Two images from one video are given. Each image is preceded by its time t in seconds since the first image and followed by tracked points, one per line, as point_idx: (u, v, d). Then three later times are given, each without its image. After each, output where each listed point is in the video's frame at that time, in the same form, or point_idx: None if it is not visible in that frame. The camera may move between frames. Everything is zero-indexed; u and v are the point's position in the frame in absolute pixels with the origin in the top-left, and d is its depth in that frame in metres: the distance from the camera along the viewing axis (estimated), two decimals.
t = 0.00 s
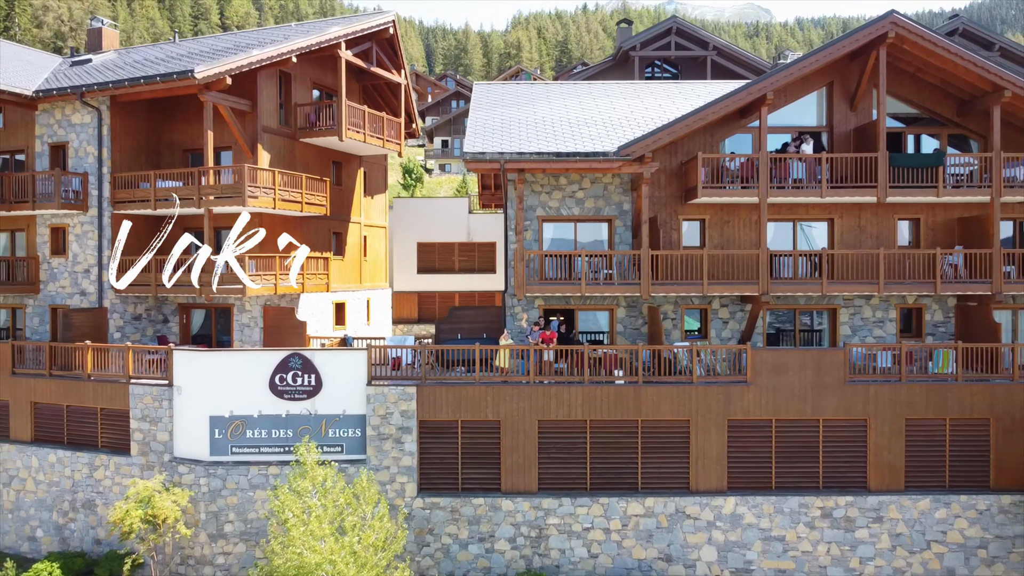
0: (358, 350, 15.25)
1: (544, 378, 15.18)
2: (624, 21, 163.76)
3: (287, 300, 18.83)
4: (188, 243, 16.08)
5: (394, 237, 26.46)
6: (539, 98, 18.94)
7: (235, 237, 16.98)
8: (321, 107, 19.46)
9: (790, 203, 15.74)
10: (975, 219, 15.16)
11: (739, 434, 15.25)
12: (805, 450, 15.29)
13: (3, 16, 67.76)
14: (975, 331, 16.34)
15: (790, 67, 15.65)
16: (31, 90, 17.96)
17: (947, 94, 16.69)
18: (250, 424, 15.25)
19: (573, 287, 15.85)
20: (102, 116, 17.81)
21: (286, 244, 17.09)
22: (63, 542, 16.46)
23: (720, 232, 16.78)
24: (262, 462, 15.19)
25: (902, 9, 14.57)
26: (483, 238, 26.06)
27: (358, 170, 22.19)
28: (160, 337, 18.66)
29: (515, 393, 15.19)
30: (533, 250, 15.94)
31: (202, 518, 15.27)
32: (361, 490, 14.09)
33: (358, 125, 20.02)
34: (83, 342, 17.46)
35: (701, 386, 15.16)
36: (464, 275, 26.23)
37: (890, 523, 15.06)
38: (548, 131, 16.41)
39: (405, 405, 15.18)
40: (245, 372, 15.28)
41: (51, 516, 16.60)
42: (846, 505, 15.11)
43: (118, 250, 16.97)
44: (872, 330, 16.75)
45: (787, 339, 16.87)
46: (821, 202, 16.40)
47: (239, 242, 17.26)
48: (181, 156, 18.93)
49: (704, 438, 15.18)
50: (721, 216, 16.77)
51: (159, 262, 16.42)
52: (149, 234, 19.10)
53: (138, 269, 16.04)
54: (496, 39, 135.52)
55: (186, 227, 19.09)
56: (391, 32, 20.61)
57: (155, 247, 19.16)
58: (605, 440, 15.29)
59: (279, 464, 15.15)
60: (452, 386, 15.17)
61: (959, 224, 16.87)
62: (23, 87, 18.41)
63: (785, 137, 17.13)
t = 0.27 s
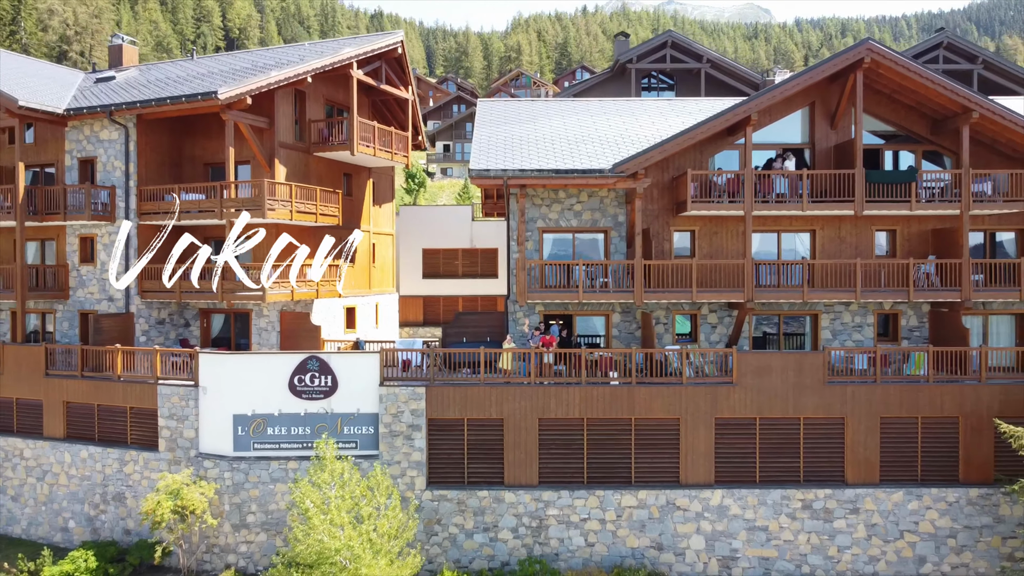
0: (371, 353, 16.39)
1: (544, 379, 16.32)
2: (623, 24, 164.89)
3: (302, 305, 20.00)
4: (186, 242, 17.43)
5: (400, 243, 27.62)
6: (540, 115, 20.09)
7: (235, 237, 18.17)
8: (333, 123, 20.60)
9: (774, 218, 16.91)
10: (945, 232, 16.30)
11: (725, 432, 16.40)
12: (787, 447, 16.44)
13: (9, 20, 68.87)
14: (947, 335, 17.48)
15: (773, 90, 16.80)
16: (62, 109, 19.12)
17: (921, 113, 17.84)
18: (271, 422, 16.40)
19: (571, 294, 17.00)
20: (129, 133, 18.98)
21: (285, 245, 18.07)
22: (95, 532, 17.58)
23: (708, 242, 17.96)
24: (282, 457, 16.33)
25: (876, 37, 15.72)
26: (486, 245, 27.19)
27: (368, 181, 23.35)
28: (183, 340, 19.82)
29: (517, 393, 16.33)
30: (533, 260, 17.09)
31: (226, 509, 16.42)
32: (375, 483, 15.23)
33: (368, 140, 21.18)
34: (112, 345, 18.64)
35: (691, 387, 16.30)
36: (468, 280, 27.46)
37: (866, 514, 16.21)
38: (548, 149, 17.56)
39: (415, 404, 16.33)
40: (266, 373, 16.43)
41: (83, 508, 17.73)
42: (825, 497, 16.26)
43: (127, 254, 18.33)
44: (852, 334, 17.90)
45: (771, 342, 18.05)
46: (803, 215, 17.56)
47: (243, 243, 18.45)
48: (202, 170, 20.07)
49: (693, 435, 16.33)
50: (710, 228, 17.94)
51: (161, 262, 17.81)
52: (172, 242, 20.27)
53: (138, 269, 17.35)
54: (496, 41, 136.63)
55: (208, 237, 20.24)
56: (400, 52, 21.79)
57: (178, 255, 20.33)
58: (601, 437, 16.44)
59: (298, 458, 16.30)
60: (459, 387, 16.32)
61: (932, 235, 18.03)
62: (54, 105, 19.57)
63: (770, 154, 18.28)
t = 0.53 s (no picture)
0: (382, 355, 17.58)
1: (544, 380, 17.50)
2: (622, 26, 166.08)
3: (316, 310, 21.21)
4: (187, 241, 19.30)
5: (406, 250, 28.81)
6: (540, 131, 21.26)
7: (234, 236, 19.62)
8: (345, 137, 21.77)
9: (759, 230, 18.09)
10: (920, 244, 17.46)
11: (713, 429, 17.58)
12: (771, 442, 17.62)
13: (17, 25, 70.08)
14: (922, 338, 18.65)
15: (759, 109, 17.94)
16: (91, 125, 20.31)
17: (898, 130, 19.01)
18: (289, 419, 17.58)
19: (570, 300, 18.19)
20: (154, 148, 20.17)
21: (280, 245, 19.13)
22: (123, 523, 18.72)
23: (698, 252, 19.16)
24: (300, 452, 17.51)
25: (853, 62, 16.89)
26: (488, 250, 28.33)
27: (377, 191, 24.56)
28: (203, 343, 21.00)
29: (519, 394, 17.49)
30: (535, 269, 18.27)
31: (248, 501, 17.60)
32: (388, 475, 16.40)
33: (378, 154, 22.39)
34: (138, 347, 19.82)
35: (681, 387, 17.48)
36: (471, 284, 28.73)
37: (845, 506, 17.39)
38: (548, 165, 18.77)
39: (424, 403, 17.51)
40: (285, 374, 17.61)
41: (111, 500, 18.87)
42: (807, 490, 17.44)
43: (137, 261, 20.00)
44: (833, 338, 19.07)
45: (757, 344, 19.23)
46: (787, 226, 18.74)
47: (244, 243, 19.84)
48: (222, 182, 21.26)
49: (683, 433, 17.48)
50: (700, 238, 19.14)
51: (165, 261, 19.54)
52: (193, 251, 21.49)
53: (135, 270, 18.98)
54: (496, 44, 137.80)
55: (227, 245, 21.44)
56: (408, 69, 23.01)
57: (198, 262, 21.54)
58: (598, 433, 17.62)
59: (315, 453, 17.47)
60: (465, 387, 17.49)
61: (909, 245, 19.24)
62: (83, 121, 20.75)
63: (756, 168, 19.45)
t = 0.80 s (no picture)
0: (392, 357, 18.77)
1: (544, 381, 18.69)
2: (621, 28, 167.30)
3: (328, 314, 22.42)
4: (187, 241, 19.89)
5: (412, 255, 29.85)
6: (541, 145, 22.47)
7: (235, 237, 20.24)
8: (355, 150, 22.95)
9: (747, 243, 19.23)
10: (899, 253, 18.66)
11: (702, 426, 18.78)
12: (757, 439, 18.81)
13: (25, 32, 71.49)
14: (899, 342, 19.87)
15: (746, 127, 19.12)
16: (116, 140, 21.52)
17: (877, 146, 20.22)
18: (306, 417, 18.76)
19: (568, 306, 19.40)
20: (177, 161, 21.37)
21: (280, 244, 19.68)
22: (148, 515, 19.91)
23: (689, 260, 20.38)
24: (316, 448, 18.70)
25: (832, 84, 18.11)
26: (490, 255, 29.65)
27: (385, 201, 25.79)
28: (221, 345, 22.21)
29: (521, 393, 18.68)
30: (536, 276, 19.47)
31: (267, 494, 18.80)
32: (399, 470, 17.60)
33: (387, 166, 23.60)
34: (162, 350, 21.03)
35: (672, 387, 18.67)
36: (474, 288, 29.90)
37: (826, 499, 18.59)
38: (547, 178, 19.99)
39: (432, 402, 18.70)
40: (302, 375, 18.81)
41: (137, 494, 20.07)
42: (790, 484, 18.64)
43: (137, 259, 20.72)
44: (816, 341, 20.27)
45: (745, 347, 20.45)
46: (773, 236, 19.93)
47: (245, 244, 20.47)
48: (239, 193, 22.45)
49: (674, 430, 18.67)
50: (690, 247, 20.35)
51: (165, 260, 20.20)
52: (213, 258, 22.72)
53: (135, 272, 19.78)
54: (496, 46, 139.03)
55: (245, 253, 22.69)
56: (415, 86, 24.22)
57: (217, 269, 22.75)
58: (594, 430, 18.82)
59: (330, 449, 18.67)
60: (471, 387, 18.68)
61: (888, 254, 20.49)
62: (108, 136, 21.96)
63: (744, 180, 20.64)
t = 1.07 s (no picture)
0: (401, 360, 19.98)
1: (545, 382, 19.90)
2: (621, 30, 168.40)
3: (339, 319, 23.65)
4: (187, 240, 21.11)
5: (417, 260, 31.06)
6: (541, 158, 23.71)
7: (235, 238, 21.39)
8: (365, 163, 24.17)
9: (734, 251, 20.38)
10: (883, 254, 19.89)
11: (692, 425, 19.99)
12: (743, 436, 20.02)
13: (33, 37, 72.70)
14: (879, 345, 21.11)
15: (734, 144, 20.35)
16: (139, 153, 22.71)
17: (859, 160, 21.45)
18: (320, 416, 19.97)
19: (567, 311, 20.61)
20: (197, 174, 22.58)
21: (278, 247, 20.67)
22: (171, 508, 21.09)
23: (681, 268, 21.62)
24: (330, 445, 19.91)
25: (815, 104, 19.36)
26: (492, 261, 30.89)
27: (393, 210, 27.00)
28: (238, 348, 23.43)
29: (523, 394, 19.89)
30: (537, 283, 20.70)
31: (284, 488, 20.02)
32: (409, 465, 18.81)
33: (395, 178, 24.82)
34: (183, 353, 22.30)
35: (664, 388, 19.88)
36: (477, 292, 31.13)
37: (809, 492, 19.81)
38: (547, 191, 21.21)
39: (440, 402, 19.90)
40: (316, 377, 20.02)
41: (160, 488, 21.24)
42: (775, 478, 19.85)
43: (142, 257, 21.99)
44: (801, 344, 21.51)
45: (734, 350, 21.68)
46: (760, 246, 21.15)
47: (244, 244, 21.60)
48: (254, 204, 23.69)
49: (667, 428, 19.88)
50: (682, 255, 21.59)
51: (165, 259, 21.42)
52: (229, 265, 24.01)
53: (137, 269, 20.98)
54: (496, 49, 140.18)
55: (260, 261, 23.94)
56: (421, 101, 25.45)
57: (234, 275, 24.01)
58: (591, 429, 20.03)
59: (343, 447, 19.88)
60: (476, 388, 19.89)
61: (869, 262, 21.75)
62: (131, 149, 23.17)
63: (734, 193, 21.87)
